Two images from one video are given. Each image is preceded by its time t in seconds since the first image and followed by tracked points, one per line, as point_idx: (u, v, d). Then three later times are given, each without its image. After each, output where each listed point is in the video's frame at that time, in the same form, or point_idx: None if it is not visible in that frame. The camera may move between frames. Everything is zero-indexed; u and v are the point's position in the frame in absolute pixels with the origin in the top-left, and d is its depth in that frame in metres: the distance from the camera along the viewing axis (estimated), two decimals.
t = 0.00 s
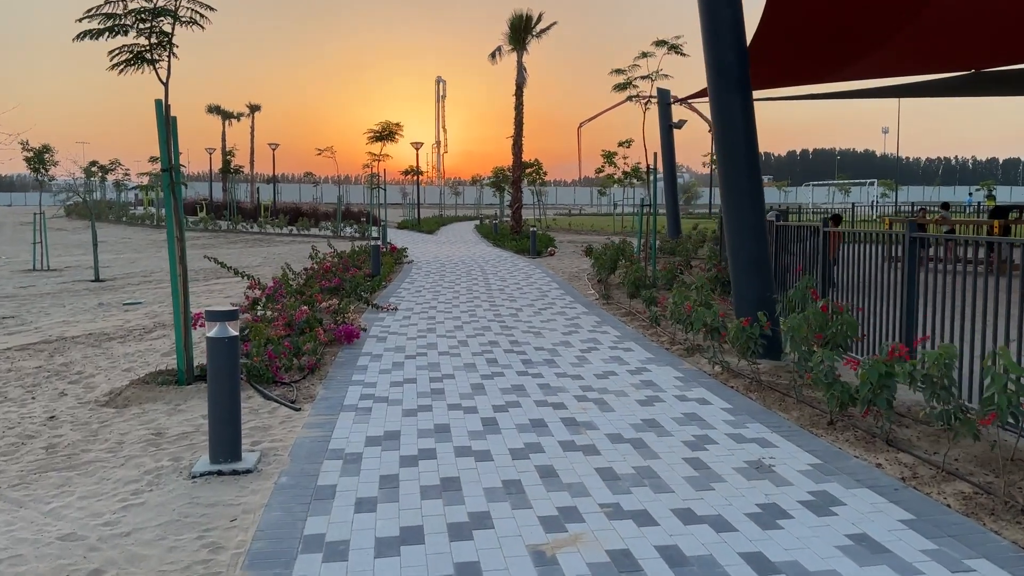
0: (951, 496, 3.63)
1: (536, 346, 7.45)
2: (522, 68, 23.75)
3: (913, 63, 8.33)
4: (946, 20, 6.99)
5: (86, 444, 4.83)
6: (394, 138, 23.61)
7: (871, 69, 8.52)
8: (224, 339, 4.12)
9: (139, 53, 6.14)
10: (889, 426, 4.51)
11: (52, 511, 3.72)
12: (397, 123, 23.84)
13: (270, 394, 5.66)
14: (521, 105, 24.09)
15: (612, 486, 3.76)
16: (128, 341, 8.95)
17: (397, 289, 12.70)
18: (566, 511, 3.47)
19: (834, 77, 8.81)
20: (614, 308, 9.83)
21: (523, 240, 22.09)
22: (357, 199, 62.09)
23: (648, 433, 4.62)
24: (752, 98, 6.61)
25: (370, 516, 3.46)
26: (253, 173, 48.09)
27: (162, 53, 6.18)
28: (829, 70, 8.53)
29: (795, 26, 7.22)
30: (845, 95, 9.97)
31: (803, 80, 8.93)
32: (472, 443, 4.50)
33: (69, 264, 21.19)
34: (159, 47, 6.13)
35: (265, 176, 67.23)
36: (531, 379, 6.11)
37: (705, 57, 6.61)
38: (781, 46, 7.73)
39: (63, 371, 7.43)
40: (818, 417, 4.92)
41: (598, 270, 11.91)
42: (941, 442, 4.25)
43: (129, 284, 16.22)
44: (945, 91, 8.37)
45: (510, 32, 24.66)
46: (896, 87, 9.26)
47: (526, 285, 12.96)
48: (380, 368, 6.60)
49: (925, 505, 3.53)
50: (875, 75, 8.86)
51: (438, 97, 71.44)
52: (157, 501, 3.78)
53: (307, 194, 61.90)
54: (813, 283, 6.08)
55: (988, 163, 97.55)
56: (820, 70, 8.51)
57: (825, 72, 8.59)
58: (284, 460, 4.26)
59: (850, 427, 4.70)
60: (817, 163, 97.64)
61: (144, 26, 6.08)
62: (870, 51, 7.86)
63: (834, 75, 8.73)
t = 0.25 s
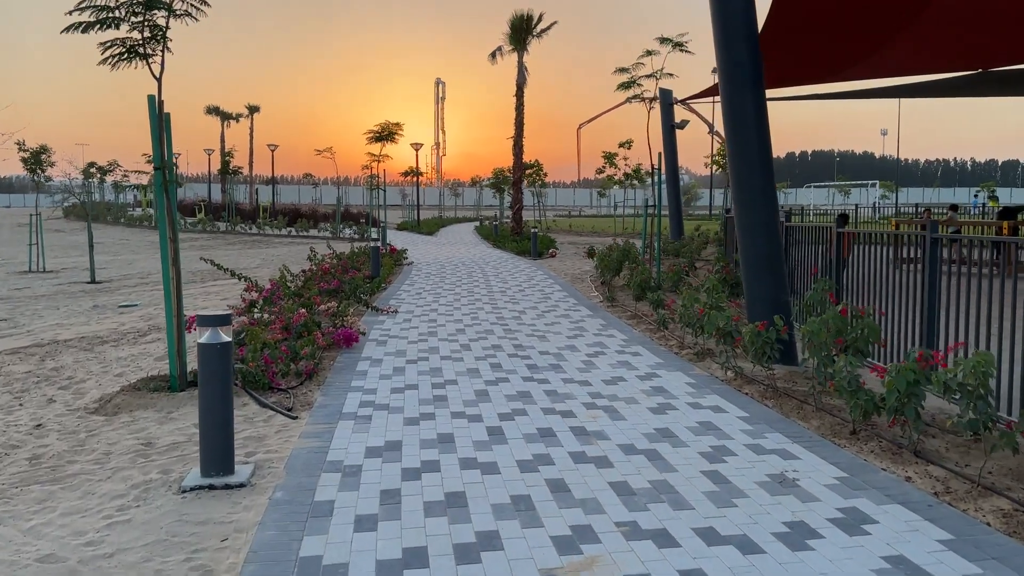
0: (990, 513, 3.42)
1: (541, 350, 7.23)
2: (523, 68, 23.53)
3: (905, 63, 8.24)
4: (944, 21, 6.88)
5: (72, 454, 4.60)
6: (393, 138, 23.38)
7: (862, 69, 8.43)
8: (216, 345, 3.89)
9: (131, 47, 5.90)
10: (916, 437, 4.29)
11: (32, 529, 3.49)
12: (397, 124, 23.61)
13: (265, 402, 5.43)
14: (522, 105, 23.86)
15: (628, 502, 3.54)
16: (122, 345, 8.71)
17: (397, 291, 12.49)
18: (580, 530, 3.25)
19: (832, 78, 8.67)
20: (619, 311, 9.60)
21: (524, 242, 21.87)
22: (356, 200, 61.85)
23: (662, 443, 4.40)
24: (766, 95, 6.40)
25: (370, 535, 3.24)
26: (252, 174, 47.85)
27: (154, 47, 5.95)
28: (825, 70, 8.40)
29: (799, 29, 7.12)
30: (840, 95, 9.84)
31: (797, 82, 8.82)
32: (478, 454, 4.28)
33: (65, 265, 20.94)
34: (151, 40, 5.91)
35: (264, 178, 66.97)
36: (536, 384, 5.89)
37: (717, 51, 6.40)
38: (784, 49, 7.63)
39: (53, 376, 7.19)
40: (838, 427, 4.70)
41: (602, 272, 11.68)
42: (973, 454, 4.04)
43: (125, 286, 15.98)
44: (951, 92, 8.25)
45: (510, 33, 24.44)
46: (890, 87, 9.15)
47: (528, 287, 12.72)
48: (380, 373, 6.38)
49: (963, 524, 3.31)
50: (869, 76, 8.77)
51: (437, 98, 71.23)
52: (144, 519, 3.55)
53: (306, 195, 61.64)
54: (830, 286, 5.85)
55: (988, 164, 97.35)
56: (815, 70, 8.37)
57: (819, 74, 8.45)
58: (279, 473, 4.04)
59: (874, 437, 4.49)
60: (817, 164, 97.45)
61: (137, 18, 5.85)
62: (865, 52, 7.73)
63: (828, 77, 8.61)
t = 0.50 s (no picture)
0: None
1: (546, 360, 7.01)
2: (524, 71, 23.33)
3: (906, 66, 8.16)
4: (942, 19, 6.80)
5: (53, 472, 4.36)
6: (394, 141, 23.16)
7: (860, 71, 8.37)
8: (202, 360, 3.67)
9: (120, 45, 5.68)
10: (943, 457, 4.07)
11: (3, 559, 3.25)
12: (397, 127, 23.39)
13: (258, 415, 5.20)
14: (523, 108, 23.64)
15: (642, 530, 3.31)
16: (113, 352, 8.48)
17: (396, 296, 12.26)
18: (591, 562, 3.01)
19: (833, 81, 8.64)
20: (623, 318, 9.38)
21: (524, 246, 21.66)
22: (356, 203, 61.62)
23: (675, 463, 4.17)
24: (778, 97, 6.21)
25: (366, 567, 3.00)
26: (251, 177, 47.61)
27: (144, 46, 5.73)
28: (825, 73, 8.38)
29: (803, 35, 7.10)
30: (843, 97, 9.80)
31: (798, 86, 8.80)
32: (480, 473, 4.05)
33: (61, 269, 20.69)
34: (141, 38, 5.69)
35: (263, 180, 66.75)
36: (541, 397, 5.66)
37: (728, 52, 6.21)
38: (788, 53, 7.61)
39: (40, 385, 6.95)
40: (859, 446, 4.48)
41: (605, 277, 11.46)
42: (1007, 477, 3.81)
43: (121, 290, 15.74)
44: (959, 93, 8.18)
45: (511, 35, 24.25)
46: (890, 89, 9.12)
47: (530, 293, 12.49)
48: (378, 384, 6.14)
49: (1003, 555, 3.08)
50: (869, 79, 8.71)
51: (437, 101, 71.06)
52: (124, 547, 3.31)
53: (305, 198, 61.42)
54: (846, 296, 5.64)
55: (989, 169, 97.17)
56: (815, 74, 8.36)
57: (819, 75, 8.38)
58: (270, 495, 3.80)
59: (898, 456, 4.26)
60: (817, 168, 97.29)
61: (126, 15, 5.63)
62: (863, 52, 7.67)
63: (826, 79, 8.55)
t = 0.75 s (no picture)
0: None
1: (554, 366, 6.79)
2: (527, 72, 23.12)
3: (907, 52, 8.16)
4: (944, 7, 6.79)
5: (35, 486, 4.13)
6: (396, 142, 22.95)
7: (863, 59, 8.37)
8: (190, 369, 3.45)
9: (113, 38, 5.48)
10: (978, 473, 3.85)
11: None
12: (399, 128, 23.18)
13: (253, 426, 4.97)
14: (526, 110, 23.43)
15: (662, 554, 3.08)
16: (107, 357, 8.25)
17: (398, 299, 12.06)
18: None
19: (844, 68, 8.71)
20: (631, 323, 9.15)
21: (528, 249, 21.44)
22: (358, 205, 61.43)
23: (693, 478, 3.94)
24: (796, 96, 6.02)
25: None
26: (253, 179, 47.46)
27: (138, 39, 5.57)
28: (833, 61, 8.46)
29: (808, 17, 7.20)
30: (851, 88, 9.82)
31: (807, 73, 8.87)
32: (486, 490, 3.82)
33: (60, 271, 20.49)
34: (135, 31, 5.51)
35: (265, 182, 66.59)
36: (550, 406, 5.44)
37: (745, 48, 6.03)
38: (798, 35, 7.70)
39: (29, 391, 6.72)
40: (886, 460, 4.28)
41: (611, 281, 11.24)
42: None
43: (119, 293, 15.53)
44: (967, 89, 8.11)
45: (515, 36, 24.05)
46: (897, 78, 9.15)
47: (534, 296, 12.26)
48: (379, 392, 5.92)
49: None
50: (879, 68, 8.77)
51: (440, 104, 70.89)
52: (105, 570, 3.08)
53: (307, 200, 61.27)
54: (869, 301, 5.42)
55: (993, 173, 96.87)
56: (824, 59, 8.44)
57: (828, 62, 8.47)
58: (263, 513, 3.57)
59: (930, 471, 4.05)
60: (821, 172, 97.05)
61: (118, 7, 5.44)
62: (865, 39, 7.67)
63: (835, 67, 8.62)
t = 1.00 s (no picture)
0: None
1: (562, 373, 6.55)
2: (531, 73, 22.89)
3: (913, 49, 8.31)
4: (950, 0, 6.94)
5: (13, 503, 3.88)
6: (399, 143, 22.72)
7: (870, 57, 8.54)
8: (175, 382, 3.19)
9: (104, 30, 5.24)
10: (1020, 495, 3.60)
11: None
12: (402, 129, 22.95)
13: (247, 438, 4.71)
14: (530, 110, 23.19)
15: None
16: (100, 362, 8.01)
17: (400, 302, 11.82)
18: None
19: (858, 60, 8.60)
20: (639, 328, 8.90)
21: (532, 251, 21.20)
22: (361, 207, 61.21)
23: (713, 500, 3.69)
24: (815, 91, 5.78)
25: None
26: (255, 180, 47.24)
27: (130, 30, 5.32)
28: (848, 53, 8.36)
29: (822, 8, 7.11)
30: (865, 84, 9.70)
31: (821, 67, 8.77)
32: (493, 510, 3.57)
33: (59, 272, 20.26)
34: (127, 23, 5.27)
35: (267, 183, 66.39)
36: (558, 417, 5.19)
37: (762, 41, 5.80)
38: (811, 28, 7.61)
39: (17, 398, 6.48)
40: (917, 478, 4.04)
41: (619, 284, 11.00)
42: None
43: (118, 295, 15.29)
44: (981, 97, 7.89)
45: (519, 36, 23.82)
46: (913, 67, 9.02)
47: (539, 300, 12.01)
48: (380, 400, 5.67)
49: None
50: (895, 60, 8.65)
51: (443, 105, 70.69)
52: None
53: (310, 201, 61.05)
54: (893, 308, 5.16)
55: (998, 176, 96.50)
56: (839, 53, 8.33)
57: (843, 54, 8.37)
58: (254, 536, 3.33)
59: (967, 493, 3.80)
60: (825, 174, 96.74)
61: None
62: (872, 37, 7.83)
63: (850, 58, 8.51)
